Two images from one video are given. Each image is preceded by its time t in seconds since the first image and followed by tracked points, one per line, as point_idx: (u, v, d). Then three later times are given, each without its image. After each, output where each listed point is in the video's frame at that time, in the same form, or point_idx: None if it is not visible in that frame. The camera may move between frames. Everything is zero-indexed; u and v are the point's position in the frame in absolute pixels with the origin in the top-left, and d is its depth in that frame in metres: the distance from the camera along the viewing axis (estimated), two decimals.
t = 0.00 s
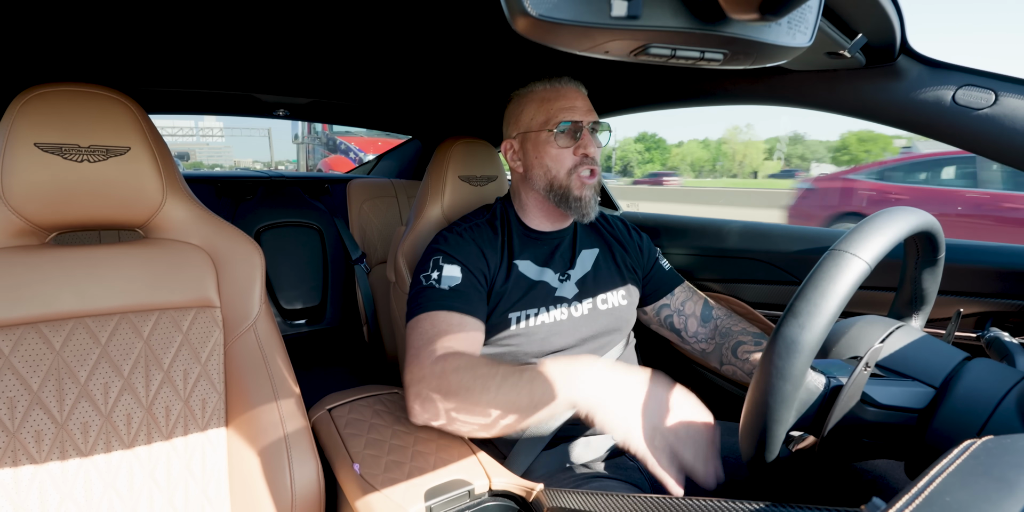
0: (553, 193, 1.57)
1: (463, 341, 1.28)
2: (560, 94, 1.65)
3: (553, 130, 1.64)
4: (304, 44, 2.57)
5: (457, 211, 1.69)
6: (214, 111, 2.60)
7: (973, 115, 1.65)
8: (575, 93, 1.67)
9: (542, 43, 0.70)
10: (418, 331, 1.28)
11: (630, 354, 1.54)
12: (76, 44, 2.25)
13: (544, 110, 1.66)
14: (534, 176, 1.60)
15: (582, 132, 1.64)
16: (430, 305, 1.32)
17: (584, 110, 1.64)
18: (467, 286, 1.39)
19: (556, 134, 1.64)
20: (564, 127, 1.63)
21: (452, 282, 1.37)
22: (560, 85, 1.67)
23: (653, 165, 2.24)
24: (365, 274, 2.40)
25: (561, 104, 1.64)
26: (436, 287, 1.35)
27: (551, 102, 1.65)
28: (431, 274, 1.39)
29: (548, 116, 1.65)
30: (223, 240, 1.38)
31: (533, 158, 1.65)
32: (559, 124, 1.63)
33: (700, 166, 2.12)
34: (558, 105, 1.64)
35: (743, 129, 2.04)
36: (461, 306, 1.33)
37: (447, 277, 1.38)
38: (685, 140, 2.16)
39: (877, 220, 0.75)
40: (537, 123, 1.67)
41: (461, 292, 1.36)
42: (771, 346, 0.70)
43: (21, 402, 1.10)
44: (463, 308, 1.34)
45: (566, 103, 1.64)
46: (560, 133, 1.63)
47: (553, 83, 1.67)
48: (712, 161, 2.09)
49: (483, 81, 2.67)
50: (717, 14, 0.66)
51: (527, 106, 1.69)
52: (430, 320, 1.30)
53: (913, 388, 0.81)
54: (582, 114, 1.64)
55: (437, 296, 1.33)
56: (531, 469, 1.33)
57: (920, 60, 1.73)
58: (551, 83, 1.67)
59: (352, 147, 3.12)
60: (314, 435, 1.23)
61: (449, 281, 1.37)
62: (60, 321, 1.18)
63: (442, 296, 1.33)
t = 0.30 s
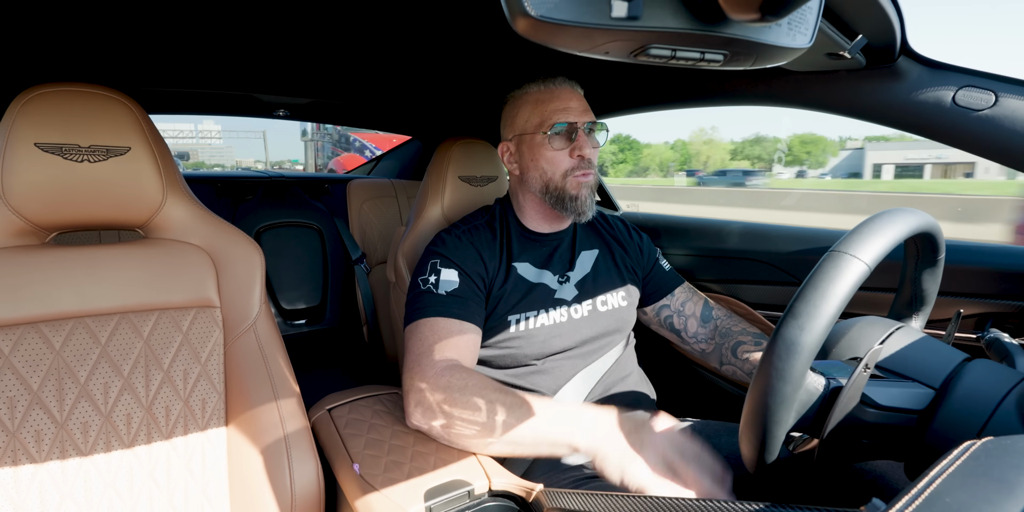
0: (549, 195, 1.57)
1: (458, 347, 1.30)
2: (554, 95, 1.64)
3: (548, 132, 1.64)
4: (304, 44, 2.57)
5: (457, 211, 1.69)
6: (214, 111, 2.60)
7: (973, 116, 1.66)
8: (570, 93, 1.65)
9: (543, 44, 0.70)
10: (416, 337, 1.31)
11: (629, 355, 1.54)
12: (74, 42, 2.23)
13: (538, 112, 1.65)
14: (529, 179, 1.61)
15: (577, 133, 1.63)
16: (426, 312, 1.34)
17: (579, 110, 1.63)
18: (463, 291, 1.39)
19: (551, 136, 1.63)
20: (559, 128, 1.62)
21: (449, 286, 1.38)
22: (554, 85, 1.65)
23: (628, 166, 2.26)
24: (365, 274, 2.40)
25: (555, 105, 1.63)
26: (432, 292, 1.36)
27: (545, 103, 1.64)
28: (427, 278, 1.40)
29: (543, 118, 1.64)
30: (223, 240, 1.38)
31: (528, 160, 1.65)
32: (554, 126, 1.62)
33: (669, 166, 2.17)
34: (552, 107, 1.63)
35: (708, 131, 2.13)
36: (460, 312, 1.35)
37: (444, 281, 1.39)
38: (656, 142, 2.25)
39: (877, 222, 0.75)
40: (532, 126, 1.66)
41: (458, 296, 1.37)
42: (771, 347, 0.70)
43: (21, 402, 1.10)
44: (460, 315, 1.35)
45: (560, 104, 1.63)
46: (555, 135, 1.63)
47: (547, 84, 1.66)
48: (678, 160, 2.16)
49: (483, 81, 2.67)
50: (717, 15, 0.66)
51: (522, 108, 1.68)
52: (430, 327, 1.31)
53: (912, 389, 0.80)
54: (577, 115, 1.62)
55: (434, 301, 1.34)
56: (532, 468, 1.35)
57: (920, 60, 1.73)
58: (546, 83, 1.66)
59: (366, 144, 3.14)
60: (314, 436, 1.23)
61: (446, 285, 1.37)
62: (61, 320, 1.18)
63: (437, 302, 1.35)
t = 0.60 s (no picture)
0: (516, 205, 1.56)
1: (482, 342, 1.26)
2: (507, 101, 1.61)
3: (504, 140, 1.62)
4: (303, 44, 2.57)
5: (457, 211, 1.69)
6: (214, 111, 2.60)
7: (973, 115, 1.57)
8: (523, 94, 1.61)
9: (543, 43, 0.70)
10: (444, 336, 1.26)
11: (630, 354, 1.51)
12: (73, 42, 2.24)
13: (496, 120, 1.64)
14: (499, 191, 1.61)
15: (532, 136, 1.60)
16: (449, 314, 1.29)
17: (531, 113, 1.59)
18: (482, 289, 1.37)
19: (509, 144, 1.62)
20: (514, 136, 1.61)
21: (468, 286, 1.34)
22: (507, 90, 1.62)
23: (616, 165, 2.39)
24: (365, 274, 2.40)
25: (508, 111, 1.61)
26: (455, 294, 1.32)
27: (498, 111, 1.62)
28: (443, 281, 1.35)
29: (500, 126, 1.63)
30: (223, 241, 1.38)
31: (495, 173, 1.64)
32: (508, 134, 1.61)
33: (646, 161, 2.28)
34: (504, 113, 1.62)
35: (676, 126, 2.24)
36: (482, 307, 1.31)
37: (462, 282, 1.35)
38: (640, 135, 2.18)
39: (876, 220, 0.75)
40: (494, 135, 1.66)
41: (480, 295, 1.34)
42: (772, 345, 0.71)
43: (21, 403, 1.10)
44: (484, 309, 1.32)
45: (512, 109, 1.61)
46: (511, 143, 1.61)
47: (502, 91, 1.63)
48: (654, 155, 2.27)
49: (483, 81, 2.68)
50: (717, 14, 0.67)
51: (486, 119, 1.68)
52: (460, 325, 1.27)
53: (913, 387, 0.80)
54: (529, 118, 1.59)
55: (456, 302, 1.30)
56: (532, 470, 1.34)
57: (919, 59, 1.66)
58: (499, 90, 1.64)
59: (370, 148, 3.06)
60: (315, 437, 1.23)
61: (466, 285, 1.34)
62: (61, 322, 1.18)
63: (464, 302, 1.31)
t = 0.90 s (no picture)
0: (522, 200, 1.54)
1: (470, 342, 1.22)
2: (519, 98, 1.60)
3: (514, 137, 1.60)
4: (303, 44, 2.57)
5: (457, 210, 1.69)
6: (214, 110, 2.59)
7: (973, 115, 1.57)
8: (536, 93, 1.60)
9: (543, 43, 0.70)
10: (428, 339, 1.24)
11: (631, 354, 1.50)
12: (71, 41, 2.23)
13: (506, 117, 1.61)
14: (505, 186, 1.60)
15: (543, 135, 1.58)
16: (435, 315, 1.27)
17: (543, 112, 1.58)
18: (470, 290, 1.35)
19: (518, 141, 1.60)
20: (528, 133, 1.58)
21: (456, 287, 1.33)
22: (520, 88, 1.61)
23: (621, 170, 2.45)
24: (365, 274, 2.40)
25: (520, 108, 1.59)
26: (441, 295, 1.31)
27: (511, 108, 1.60)
28: (432, 282, 1.35)
29: (510, 123, 1.61)
30: (223, 241, 1.38)
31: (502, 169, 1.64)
32: (520, 130, 1.59)
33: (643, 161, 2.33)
34: (517, 111, 1.59)
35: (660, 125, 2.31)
36: (470, 308, 1.29)
37: (450, 283, 1.35)
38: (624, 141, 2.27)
39: (876, 220, 0.75)
40: (502, 132, 1.63)
41: (467, 296, 1.32)
42: (772, 345, 0.71)
43: (20, 402, 1.10)
44: (470, 310, 1.29)
45: (525, 107, 1.59)
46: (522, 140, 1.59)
47: (514, 88, 1.62)
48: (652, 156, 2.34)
49: (482, 80, 2.67)
50: (717, 14, 0.66)
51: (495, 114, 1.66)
52: (442, 328, 1.24)
53: (913, 387, 0.80)
54: (541, 118, 1.58)
55: (445, 304, 1.29)
56: (532, 469, 1.33)
57: (920, 59, 1.65)
58: (512, 87, 1.62)
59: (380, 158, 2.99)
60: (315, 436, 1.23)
61: (454, 287, 1.33)
62: (61, 321, 1.18)
63: (448, 303, 1.29)
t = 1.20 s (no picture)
0: (532, 196, 1.53)
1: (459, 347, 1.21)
2: (535, 94, 1.59)
3: (529, 133, 1.59)
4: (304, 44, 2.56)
5: (456, 211, 1.69)
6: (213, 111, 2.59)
7: (972, 116, 1.56)
8: (554, 91, 1.60)
9: (543, 43, 0.70)
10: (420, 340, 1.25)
11: (630, 354, 1.50)
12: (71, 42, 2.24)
13: (520, 113, 1.61)
14: (514, 180, 1.57)
15: (560, 133, 1.58)
16: (429, 316, 1.27)
17: (560, 110, 1.58)
18: (464, 291, 1.35)
19: (532, 137, 1.59)
20: (541, 129, 1.58)
21: (448, 288, 1.34)
22: (537, 85, 1.60)
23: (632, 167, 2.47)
24: (365, 274, 2.40)
25: (537, 104, 1.59)
26: (433, 295, 1.31)
27: (526, 104, 1.60)
28: (425, 283, 1.35)
29: (524, 119, 1.60)
30: (223, 241, 1.38)
31: (512, 163, 1.61)
32: (535, 127, 1.58)
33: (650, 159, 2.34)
34: (533, 107, 1.59)
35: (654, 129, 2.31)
36: (461, 308, 1.29)
37: (443, 284, 1.35)
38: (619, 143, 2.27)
39: (877, 220, 0.75)
40: (514, 127, 1.62)
41: (458, 297, 1.32)
42: (772, 344, 0.70)
43: (20, 403, 1.10)
44: (462, 311, 1.29)
45: (542, 103, 1.59)
46: (536, 136, 1.58)
47: (529, 84, 1.61)
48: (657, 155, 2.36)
49: (482, 80, 2.66)
50: (717, 15, 0.66)
51: (506, 109, 1.64)
52: (430, 331, 1.24)
53: (913, 387, 0.81)
54: (559, 115, 1.58)
55: (438, 305, 1.29)
56: (532, 469, 1.33)
57: (920, 59, 1.65)
58: (526, 84, 1.62)
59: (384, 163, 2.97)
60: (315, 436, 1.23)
61: (445, 287, 1.34)
62: (61, 321, 1.18)
63: (440, 304, 1.29)
